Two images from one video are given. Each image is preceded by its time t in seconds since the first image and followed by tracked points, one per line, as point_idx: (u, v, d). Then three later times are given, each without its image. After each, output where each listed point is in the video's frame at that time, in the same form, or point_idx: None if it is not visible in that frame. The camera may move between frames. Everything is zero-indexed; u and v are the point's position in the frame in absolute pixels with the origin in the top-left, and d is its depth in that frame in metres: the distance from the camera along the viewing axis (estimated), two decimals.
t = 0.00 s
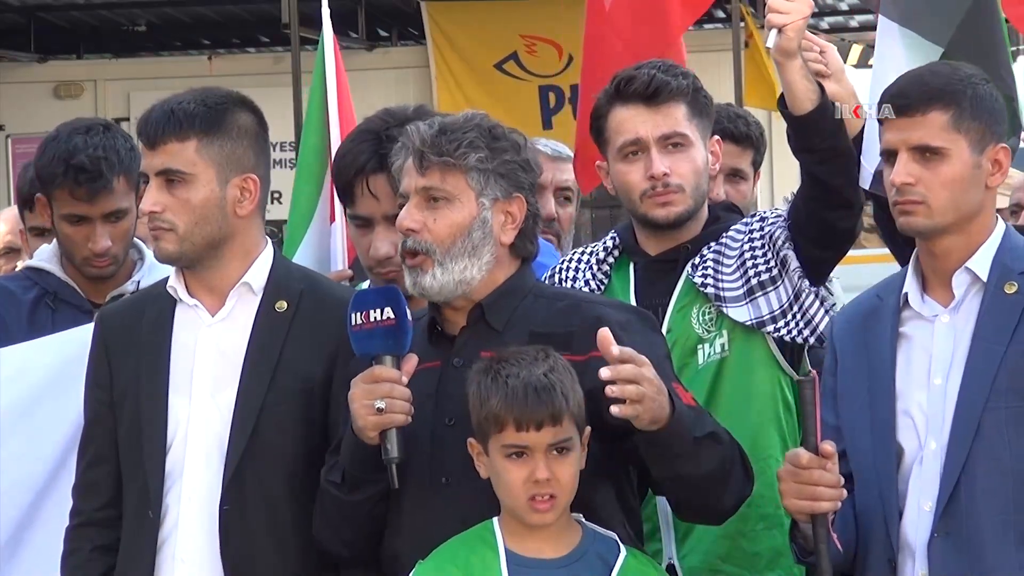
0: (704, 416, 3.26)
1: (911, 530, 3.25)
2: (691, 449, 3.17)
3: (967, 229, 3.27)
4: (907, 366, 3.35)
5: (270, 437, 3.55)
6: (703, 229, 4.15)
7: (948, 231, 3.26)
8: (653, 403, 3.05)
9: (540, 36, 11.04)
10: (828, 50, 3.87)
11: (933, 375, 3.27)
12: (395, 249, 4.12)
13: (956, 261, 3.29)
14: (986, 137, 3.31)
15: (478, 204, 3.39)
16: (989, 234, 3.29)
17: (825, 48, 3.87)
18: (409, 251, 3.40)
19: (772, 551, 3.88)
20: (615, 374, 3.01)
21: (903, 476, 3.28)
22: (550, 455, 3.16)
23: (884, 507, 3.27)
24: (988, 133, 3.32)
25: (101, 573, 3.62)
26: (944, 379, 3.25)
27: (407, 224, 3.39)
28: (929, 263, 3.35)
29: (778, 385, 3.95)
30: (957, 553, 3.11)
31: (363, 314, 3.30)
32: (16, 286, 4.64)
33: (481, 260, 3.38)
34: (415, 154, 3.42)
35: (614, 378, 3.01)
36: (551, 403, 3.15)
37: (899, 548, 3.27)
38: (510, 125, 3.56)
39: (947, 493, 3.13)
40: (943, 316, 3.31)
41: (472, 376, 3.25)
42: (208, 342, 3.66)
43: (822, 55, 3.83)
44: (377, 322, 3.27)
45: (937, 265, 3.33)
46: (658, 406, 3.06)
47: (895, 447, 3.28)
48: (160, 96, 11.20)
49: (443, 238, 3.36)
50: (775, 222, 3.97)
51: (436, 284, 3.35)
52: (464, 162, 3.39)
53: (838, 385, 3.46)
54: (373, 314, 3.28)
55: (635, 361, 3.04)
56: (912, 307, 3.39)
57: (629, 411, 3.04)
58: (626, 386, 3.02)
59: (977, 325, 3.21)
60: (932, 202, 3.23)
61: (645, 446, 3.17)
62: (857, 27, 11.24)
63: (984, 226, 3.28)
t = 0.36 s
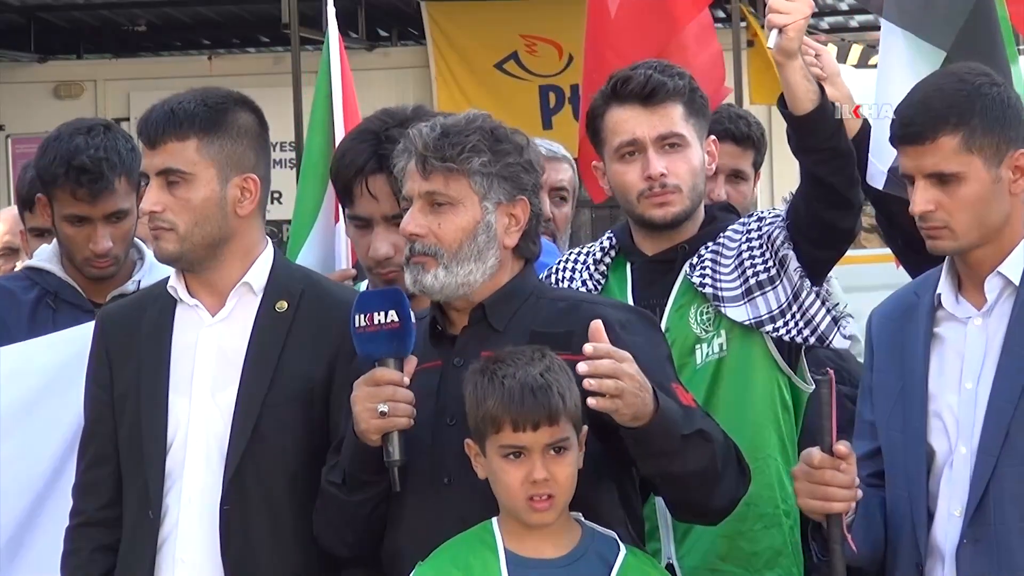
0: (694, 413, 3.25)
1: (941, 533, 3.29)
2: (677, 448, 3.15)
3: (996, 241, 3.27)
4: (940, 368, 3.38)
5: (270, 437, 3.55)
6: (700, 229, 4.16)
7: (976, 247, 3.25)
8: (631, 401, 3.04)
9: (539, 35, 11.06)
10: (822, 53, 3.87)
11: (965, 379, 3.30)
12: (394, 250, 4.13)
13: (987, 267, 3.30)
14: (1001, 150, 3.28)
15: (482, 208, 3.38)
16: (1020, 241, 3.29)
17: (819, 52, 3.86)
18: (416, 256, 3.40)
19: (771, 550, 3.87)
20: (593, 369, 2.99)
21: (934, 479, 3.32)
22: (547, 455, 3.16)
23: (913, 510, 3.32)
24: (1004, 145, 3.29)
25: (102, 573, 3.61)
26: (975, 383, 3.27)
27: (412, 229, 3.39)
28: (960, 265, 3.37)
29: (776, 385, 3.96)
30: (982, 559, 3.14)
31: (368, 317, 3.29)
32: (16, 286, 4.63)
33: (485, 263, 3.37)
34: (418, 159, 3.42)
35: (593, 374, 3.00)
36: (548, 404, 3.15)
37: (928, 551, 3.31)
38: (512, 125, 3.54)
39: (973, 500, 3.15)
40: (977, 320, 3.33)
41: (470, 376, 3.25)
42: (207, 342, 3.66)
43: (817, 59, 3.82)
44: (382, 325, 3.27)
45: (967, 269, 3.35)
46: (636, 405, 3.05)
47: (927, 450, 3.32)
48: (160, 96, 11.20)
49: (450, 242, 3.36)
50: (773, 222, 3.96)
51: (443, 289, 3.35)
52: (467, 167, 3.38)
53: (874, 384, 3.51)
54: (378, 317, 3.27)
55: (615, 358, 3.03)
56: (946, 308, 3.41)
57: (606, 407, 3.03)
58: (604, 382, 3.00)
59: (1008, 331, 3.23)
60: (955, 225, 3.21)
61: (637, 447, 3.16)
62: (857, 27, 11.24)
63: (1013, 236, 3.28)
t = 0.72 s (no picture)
0: (685, 421, 3.25)
1: (950, 537, 3.29)
2: (662, 452, 3.14)
3: (999, 233, 3.29)
4: (945, 371, 3.38)
5: (270, 437, 3.55)
6: (699, 229, 4.16)
7: (979, 235, 3.28)
8: (617, 406, 3.02)
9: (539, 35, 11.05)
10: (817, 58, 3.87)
11: (971, 383, 3.31)
12: (392, 251, 4.12)
13: (990, 269, 3.32)
14: (1014, 143, 3.29)
15: (489, 207, 3.38)
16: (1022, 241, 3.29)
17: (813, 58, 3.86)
18: (421, 252, 3.40)
19: (770, 550, 3.87)
20: (577, 375, 2.98)
21: (942, 483, 3.33)
22: (549, 456, 3.16)
23: (922, 513, 3.32)
24: (1017, 138, 3.30)
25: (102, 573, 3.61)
26: (981, 387, 3.28)
27: (417, 224, 3.37)
28: (967, 266, 3.38)
29: (774, 385, 3.95)
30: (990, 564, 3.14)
31: (368, 323, 3.30)
32: (17, 285, 4.63)
33: (490, 263, 3.37)
34: (427, 155, 3.42)
35: (577, 379, 2.98)
36: (549, 404, 3.15)
37: (938, 554, 3.31)
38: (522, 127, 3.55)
39: (981, 505, 3.16)
40: (982, 323, 3.34)
41: (471, 377, 3.25)
42: (207, 342, 3.67)
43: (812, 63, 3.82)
44: (382, 332, 3.28)
45: (974, 268, 3.35)
46: (623, 410, 3.03)
47: (933, 453, 3.32)
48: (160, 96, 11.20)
49: (455, 240, 3.35)
50: (772, 222, 3.97)
51: (447, 286, 3.34)
52: (476, 166, 3.38)
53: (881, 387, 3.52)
54: (377, 323, 3.29)
55: (603, 364, 3.00)
56: (952, 310, 3.41)
57: (591, 412, 3.02)
58: (589, 388, 2.98)
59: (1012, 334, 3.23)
60: (954, 208, 3.26)
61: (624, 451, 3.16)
62: (857, 27, 11.23)
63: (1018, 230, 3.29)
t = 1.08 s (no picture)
0: (691, 424, 3.26)
1: (928, 530, 3.28)
2: (671, 454, 3.15)
3: (990, 228, 3.30)
4: (926, 366, 3.38)
5: (271, 438, 3.55)
6: (699, 229, 4.15)
7: (973, 227, 3.29)
8: (616, 411, 3.02)
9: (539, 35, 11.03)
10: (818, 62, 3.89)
11: (953, 377, 3.30)
12: (390, 251, 4.12)
13: (977, 263, 3.33)
14: (1015, 137, 3.34)
15: (494, 208, 3.38)
16: (1010, 236, 3.32)
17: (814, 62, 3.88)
18: (424, 251, 3.39)
19: (769, 550, 3.88)
20: (577, 380, 2.97)
21: (920, 477, 3.32)
22: (552, 456, 3.16)
23: (901, 507, 3.30)
24: (1017, 134, 3.35)
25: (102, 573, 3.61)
26: (964, 380, 3.28)
27: (422, 224, 3.37)
28: (951, 263, 3.38)
29: (773, 385, 3.96)
30: (971, 556, 3.13)
31: (374, 321, 3.28)
32: (17, 285, 4.62)
33: (494, 265, 3.37)
34: (432, 155, 3.41)
35: (577, 384, 2.97)
36: (551, 404, 3.15)
37: (915, 548, 3.29)
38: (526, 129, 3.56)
39: (963, 497, 3.15)
40: (964, 318, 3.34)
41: (471, 380, 3.25)
42: (207, 342, 3.66)
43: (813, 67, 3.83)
44: (388, 330, 3.27)
45: (960, 265, 3.36)
46: (623, 414, 3.03)
47: (913, 447, 3.31)
48: (160, 96, 11.19)
49: (460, 240, 3.35)
50: (772, 222, 3.97)
51: (452, 286, 3.34)
52: (482, 166, 3.38)
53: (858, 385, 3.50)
54: (383, 321, 3.27)
55: (603, 369, 3.00)
56: (934, 306, 3.42)
57: (591, 417, 3.02)
58: (589, 393, 2.98)
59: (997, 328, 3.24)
60: (956, 196, 3.27)
61: (629, 455, 3.15)
62: (857, 27, 11.23)
63: (1006, 226, 3.32)
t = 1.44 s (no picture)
0: (707, 437, 3.27)
1: (905, 525, 3.28)
2: (692, 466, 3.17)
3: (972, 223, 3.31)
4: (903, 362, 3.39)
5: (273, 438, 3.56)
6: (698, 229, 4.16)
7: (953, 223, 3.30)
8: (628, 426, 3.03)
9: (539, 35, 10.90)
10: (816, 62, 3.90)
11: (931, 372, 3.31)
12: (389, 252, 4.13)
13: (960, 258, 3.33)
14: (1000, 135, 3.38)
15: (513, 210, 3.40)
16: (993, 235, 3.33)
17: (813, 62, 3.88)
18: (448, 256, 3.36)
19: (768, 550, 3.90)
20: (575, 403, 3.01)
21: (897, 473, 3.32)
22: (557, 457, 3.17)
23: (878, 503, 3.31)
24: (1001, 132, 3.39)
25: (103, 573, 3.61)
26: (943, 375, 3.29)
27: (447, 229, 3.34)
28: (929, 260, 3.39)
29: (772, 385, 3.95)
30: (952, 551, 3.14)
31: (399, 318, 3.28)
32: (18, 284, 4.62)
33: (515, 265, 3.41)
34: (448, 159, 3.39)
35: (575, 406, 3.01)
36: (556, 405, 3.15)
37: (892, 543, 3.30)
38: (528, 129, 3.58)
39: (944, 492, 3.16)
40: (943, 314, 3.35)
41: (477, 378, 3.26)
42: (208, 342, 3.67)
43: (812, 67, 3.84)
44: (413, 328, 3.27)
45: (939, 261, 3.36)
46: (637, 430, 3.04)
47: (890, 442, 3.32)
48: (161, 96, 11.20)
49: (487, 243, 3.35)
50: (772, 222, 3.97)
51: (481, 289, 3.35)
52: (502, 169, 3.38)
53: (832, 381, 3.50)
54: (410, 320, 3.27)
55: (605, 389, 3.02)
56: (912, 302, 3.43)
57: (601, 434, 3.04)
58: (591, 412, 3.01)
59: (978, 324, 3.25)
60: (944, 189, 3.28)
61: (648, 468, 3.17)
62: (857, 27, 11.24)
63: (986, 225, 3.32)
